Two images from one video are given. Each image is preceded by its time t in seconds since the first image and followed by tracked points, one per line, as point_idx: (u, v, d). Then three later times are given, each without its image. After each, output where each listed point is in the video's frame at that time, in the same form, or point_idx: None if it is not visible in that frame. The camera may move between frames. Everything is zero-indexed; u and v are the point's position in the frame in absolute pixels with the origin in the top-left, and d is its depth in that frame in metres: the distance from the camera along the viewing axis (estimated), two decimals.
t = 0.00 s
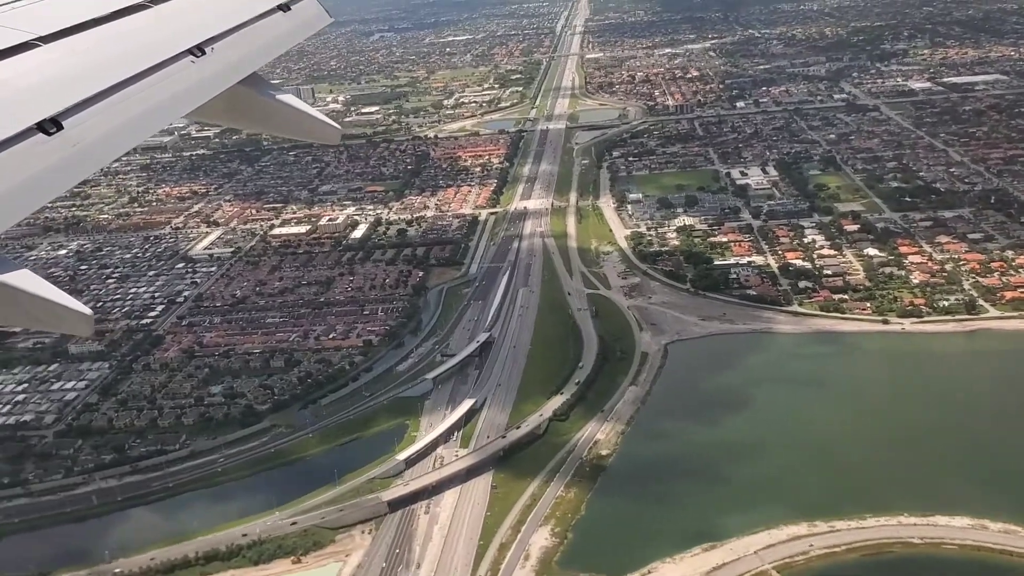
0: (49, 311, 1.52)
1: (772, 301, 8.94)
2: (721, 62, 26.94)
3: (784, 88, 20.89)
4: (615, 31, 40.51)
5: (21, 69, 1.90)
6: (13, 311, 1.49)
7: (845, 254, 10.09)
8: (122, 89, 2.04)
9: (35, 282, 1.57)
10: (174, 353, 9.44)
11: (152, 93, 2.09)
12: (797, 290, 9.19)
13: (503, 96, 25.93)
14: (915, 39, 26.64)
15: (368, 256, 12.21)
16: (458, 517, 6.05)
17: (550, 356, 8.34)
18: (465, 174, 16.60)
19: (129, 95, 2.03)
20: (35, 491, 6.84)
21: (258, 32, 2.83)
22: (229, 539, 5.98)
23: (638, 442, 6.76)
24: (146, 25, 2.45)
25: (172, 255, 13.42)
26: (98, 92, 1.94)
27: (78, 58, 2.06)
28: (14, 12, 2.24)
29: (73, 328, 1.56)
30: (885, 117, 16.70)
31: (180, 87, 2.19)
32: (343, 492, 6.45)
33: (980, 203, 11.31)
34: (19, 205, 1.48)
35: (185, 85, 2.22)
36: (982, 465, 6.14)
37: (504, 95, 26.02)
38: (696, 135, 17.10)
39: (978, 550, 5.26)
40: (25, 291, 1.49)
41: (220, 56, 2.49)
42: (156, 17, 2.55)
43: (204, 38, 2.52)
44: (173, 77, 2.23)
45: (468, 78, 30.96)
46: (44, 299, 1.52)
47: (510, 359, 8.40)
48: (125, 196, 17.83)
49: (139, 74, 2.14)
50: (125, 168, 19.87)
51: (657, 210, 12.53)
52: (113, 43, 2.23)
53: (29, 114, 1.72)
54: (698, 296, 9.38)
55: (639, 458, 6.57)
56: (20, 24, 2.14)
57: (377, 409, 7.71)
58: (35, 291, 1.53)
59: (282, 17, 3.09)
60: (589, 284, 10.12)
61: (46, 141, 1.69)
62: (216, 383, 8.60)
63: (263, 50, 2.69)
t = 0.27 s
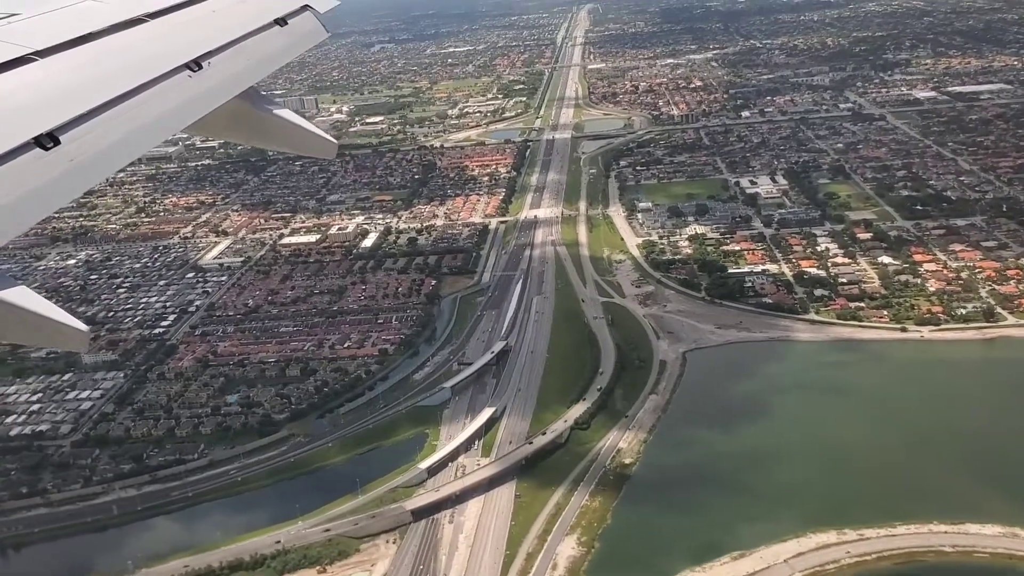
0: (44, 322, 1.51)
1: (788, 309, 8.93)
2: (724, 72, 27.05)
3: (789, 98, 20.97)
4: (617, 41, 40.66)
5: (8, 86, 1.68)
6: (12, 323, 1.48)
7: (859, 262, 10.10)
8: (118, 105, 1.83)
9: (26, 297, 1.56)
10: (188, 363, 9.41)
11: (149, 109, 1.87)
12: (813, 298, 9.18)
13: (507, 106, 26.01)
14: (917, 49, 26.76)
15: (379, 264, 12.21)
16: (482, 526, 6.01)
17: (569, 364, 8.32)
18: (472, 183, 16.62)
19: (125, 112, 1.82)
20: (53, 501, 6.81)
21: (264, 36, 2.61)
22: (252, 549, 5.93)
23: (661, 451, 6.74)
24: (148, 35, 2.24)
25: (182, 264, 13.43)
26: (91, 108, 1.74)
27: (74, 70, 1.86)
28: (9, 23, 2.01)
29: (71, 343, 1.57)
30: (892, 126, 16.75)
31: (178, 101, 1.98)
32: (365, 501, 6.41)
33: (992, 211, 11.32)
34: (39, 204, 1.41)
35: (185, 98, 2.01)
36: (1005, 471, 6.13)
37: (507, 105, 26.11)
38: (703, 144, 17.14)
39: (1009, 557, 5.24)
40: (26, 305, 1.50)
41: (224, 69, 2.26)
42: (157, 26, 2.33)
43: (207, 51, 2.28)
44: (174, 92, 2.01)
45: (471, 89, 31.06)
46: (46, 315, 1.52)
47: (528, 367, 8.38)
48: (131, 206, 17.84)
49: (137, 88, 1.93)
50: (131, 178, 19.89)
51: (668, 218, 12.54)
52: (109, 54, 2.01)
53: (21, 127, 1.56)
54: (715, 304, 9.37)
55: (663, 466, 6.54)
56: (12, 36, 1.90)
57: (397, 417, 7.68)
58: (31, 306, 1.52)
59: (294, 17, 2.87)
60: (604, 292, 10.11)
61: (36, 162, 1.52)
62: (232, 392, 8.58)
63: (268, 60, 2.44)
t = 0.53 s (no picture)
0: (37, 345, 1.36)
1: (808, 326, 8.92)
2: (730, 91, 27.22)
3: (796, 117, 21.08)
4: (620, 61, 40.97)
5: (6, 107, 1.55)
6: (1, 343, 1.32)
7: (876, 279, 10.09)
8: (117, 129, 1.67)
9: (27, 323, 1.41)
10: (205, 380, 9.39)
11: (151, 131, 1.72)
12: (832, 316, 9.16)
13: (514, 125, 26.16)
14: (922, 68, 26.93)
15: (393, 282, 12.22)
16: (509, 544, 5.97)
17: (589, 381, 8.31)
18: (482, 201, 16.67)
19: (128, 133, 1.68)
20: (74, 519, 6.78)
21: (270, 59, 2.42)
22: (278, 568, 5.88)
23: (686, 468, 6.70)
24: (145, 59, 2.04)
25: (195, 282, 13.45)
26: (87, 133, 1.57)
27: (69, 95, 1.68)
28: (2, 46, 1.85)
29: (68, 368, 1.41)
30: (901, 144, 16.81)
31: (180, 126, 1.80)
32: (389, 519, 6.37)
33: (1007, 229, 11.32)
34: (29, 237, 1.25)
35: (188, 122, 1.83)
36: None
37: (514, 124, 26.26)
38: (712, 162, 17.22)
39: None
40: (16, 327, 1.34)
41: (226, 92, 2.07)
42: (154, 49, 2.13)
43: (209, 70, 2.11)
44: (174, 114, 1.84)
45: (477, 108, 31.27)
46: (36, 336, 1.36)
47: (548, 384, 8.36)
48: (142, 224, 17.90)
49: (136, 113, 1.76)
50: (141, 196, 19.97)
51: (681, 235, 12.54)
52: (109, 77, 1.84)
53: (25, 147, 1.43)
54: (733, 321, 9.35)
55: (689, 484, 6.50)
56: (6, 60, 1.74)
57: (418, 435, 7.66)
58: (27, 329, 1.37)
59: (300, 41, 2.67)
60: (621, 309, 10.11)
61: (35, 186, 1.39)
62: (250, 410, 8.56)
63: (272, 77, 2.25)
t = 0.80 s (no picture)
0: (28, 366, 1.29)
1: (826, 343, 8.91)
2: (735, 108, 27.36)
3: (803, 134, 21.17)
4: (623, 79, 41.20)
5: (6, 124, 1.56)
6: None
7: (892, 296, 10.09)
8: (116, 145, 1.66)
9: (23, 339, 1.34)
10: (220, 395, 9.37)
11: (150, 147, 1.71)
12: (849, 332, 9.16)
13: (520, 142, 26.26)
14: (925, 86, 27.09)
15: (405, 297, 12.22)
16: (535, 561, 5.92)
17: (607, 397, 8.28)
18: (492, 217, 16.70)
19: (127, 148, 1.67)
20: (93, 535, 6.76)
21: (271, 73, 2.34)
22: None
23: (711, 485, 6.67)
24: (143, 75, 2.01)
25: (206, 297, 13.44)
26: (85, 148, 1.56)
27: (67, 112, 1.68)
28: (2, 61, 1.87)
29: (59, 389, 1.34)
30: (910, 162, 16.88)
31: (178, 143, 1.78)
32: (413, 535, 6.34)
33: (1021, 245, 11.33)
34: (19, 252, 1.24)
35: (186, 138, 1.82)
36: None
37: (520, 141, 26.36)
38: (721, 179, 17.27)
39: None
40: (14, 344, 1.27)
41: (224, 108, 2.02)
42: (154, 64, 2.11)
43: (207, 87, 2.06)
44: (171, 131, 1.82)
45: (483, 125, 31.40)
46: (31, 354, 1.29)
47: (566, 400, 8.34)
48: (150, 240, 17.90)
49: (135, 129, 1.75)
50: (149, 212, 19.98)
51: (693, 252, 12.56)
52: (109, 93, 1.84)
53: (25, 162, 1.44)
54: (750, 338, 9.34)
55: (715, 501, 6.46)
56: None
57: (438, 451, 7.64)
58: (23, 347, 1.30)
59: (306, 54, 2.57)
60: (636, 324, 10.10)
61: (33, 201, 1.38)
62: (267, 425, 8.53)
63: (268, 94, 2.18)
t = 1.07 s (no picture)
0: (29, 384, 1.26)
1: (846, 351, 8.89)
2: (741, 118, 27.43)
3: (811, 144, 21.21)
4: (627, 89, 41.34)
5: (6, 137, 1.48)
6: None
7: (910, 305, 10.07)
8: (117, 159, 1.57)
9: (23, 354, 1.31)
10: (238, 403, 9.33)
11: (150, 162, 1.60)
12: (869, 341, 9.14)
13: (527, 151, 26.32)
14: (931, 96, 27.18)
15: (419, 305, 12.20)
16: (563, 570, 5.88)
17: (627, 407, 8.25)
18: (502, 226, 16.71)
19: (126, 164, 1.56)
20: (116, 543, 6.71)
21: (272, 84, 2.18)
22: None
23: (737, 494, 6.64)
24: (145, 86, 1.90)
25: (218, 306, 13.43)
26: (86, 165, 1.47)
27: (68, 124, 1.59)
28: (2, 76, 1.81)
29: (57, 403, 1.32)
30: (920, 171, 16.90)
31: (180, 156, 1.67)
32: (440, 544, 6.31)
33: None
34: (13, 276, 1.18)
35: (187, 152, 1.70)
36: None
37: (527, 150, 26.42)
38: (731, 188, 17.29)
39: None
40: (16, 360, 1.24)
41: (225, 121, 1.89)
42: (153, 75, 1.99)
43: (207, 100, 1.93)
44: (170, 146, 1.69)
45: (489, 134, 31.48)
46: (31, 370, 1.26)
47: (586, 409, 8.31)
48: (160, 249, 17.88)
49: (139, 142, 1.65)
50: (158, 221, 19.99)
51: (707, 260, 12.55)
52: (109, 104, 1.74)
53: (24, 177, 1.36)
54: (769, 346, 9.32)
55: (741, 510, 6.43)
56: None
57: (460, 459, 7.62)
58: (24, 362, 1.27)
59: (307, 67, 2.38)
60: (653, 333, 10.09)
61: (32, 216, 1.31)
62: (286, 433, 8.50)
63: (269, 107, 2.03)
